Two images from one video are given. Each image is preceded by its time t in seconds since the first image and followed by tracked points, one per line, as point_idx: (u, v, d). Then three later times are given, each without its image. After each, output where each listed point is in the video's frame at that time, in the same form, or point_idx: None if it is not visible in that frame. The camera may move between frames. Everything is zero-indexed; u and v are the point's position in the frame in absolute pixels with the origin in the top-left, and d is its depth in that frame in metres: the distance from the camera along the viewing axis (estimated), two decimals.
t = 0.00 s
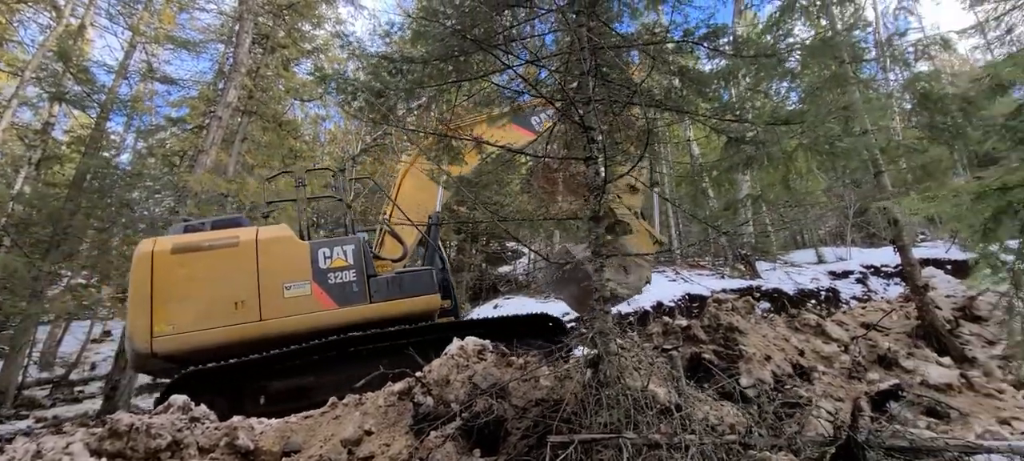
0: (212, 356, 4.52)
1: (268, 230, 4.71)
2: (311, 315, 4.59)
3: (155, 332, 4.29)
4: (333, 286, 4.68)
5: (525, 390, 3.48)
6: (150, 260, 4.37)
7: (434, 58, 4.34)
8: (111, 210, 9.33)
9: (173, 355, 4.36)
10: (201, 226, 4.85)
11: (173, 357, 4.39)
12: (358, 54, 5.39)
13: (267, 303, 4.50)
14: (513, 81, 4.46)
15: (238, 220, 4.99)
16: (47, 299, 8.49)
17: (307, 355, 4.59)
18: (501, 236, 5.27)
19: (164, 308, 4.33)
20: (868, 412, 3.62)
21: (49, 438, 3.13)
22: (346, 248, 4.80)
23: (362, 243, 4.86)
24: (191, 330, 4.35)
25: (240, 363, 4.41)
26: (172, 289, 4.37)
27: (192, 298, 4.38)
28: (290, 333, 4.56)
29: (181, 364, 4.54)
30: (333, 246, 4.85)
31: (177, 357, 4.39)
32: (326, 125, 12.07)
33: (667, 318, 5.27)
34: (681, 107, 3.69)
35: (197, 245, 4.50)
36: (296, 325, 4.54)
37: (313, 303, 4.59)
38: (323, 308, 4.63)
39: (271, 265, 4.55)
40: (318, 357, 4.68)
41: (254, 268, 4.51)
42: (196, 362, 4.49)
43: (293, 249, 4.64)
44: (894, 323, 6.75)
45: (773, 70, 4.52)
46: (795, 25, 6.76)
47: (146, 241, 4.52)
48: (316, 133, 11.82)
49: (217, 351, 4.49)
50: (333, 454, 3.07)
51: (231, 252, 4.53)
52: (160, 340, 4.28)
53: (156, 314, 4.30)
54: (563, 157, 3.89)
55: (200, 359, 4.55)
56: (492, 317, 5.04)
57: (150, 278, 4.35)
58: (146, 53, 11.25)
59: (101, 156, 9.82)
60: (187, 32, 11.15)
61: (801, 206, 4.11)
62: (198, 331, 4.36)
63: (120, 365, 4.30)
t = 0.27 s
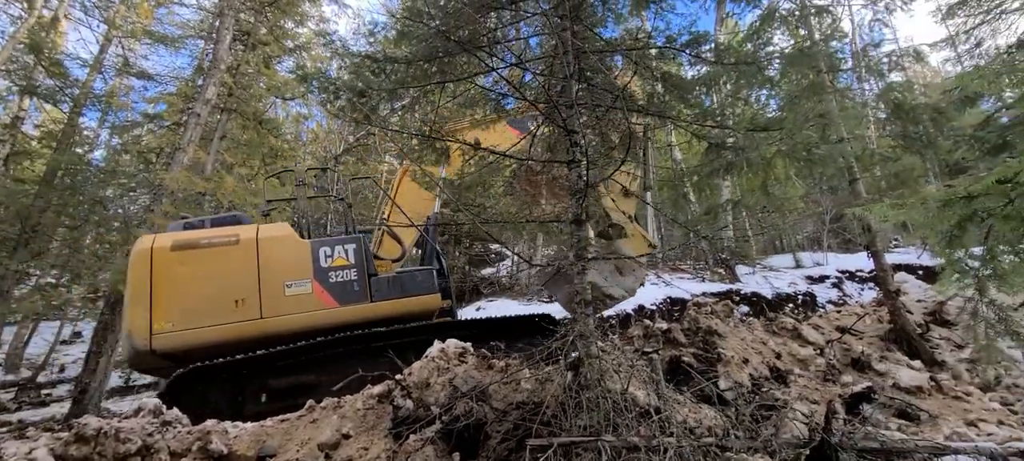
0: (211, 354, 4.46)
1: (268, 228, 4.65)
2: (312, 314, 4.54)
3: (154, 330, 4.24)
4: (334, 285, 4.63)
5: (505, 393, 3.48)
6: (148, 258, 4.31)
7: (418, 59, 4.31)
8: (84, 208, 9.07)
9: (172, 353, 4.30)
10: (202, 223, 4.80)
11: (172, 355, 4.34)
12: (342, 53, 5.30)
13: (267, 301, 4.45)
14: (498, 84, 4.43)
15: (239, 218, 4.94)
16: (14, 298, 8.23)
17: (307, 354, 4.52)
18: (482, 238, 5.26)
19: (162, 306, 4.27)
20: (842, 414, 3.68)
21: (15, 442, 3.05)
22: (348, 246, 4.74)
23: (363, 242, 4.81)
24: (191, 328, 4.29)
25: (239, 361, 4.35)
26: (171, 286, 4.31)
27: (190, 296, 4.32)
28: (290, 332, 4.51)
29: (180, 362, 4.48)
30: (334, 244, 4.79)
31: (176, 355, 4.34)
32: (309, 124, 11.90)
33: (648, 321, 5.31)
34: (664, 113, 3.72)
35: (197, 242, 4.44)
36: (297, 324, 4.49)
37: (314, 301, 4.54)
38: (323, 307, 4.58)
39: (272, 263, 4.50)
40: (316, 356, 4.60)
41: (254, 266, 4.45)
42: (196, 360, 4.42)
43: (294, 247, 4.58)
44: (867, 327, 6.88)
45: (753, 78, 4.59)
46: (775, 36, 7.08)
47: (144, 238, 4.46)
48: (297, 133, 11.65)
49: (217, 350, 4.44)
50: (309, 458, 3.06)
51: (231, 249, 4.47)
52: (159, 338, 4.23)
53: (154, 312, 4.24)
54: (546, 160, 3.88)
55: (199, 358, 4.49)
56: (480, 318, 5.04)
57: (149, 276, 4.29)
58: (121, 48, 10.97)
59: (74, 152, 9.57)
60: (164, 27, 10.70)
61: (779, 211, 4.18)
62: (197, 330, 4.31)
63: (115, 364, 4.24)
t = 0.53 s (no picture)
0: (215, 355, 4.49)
1: (271, 228, 4.72)
2: (315, 313, 4.62)
3: (157, 329, 4.28)
4: (338, 284, 4.71)
5: (488, 396, 3.50)
6: (152, 257, 4.36)
7: (403, 60, 4.28)
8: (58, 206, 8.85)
9: (174, 352, 4.34)
10: (204, 223, 4.85)
11: (176, 354, 4.38)
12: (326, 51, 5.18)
13: (271, 300, 4.52)
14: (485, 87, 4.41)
15: (240, 218, 5.00)
16: None
17: (310, 353, 4.63)
18: (467, 241, 5.24)
19: (166, 305, 4.32)
20: (820, 416, 3.72)
21: None
22: (351, 247, 4.82)
23: (366, 243, 4.89)
24: (194, 327, 4.35)
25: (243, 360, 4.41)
26: (175, 285, 4.36)
27: (194, 294, 4.38)
28: (293, 331, 4.58)
29: (183, 361, 4.53)
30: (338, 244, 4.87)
31: (179, 354, 4.38)
32: (293, 123, 11.76)
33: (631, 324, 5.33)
34: (648, 118, 3.76)
35: (200, 242, 4.50)
36: (300, 322, 4.57)
37: (318, 300, 4.61)
38: (327, 307, 4.65)
39: (276, 263, 4.58)
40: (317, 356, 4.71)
41: (257, 266, 4.52)
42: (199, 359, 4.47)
43: (297, 247, 4.66)
44: (845, 331, 6.98)
45: (735, 84, 4.65)
46: (757, 45, 7.23)
47: (147, 237, 4.51)
48: (281, 132, 11.49)
49: (220, 348, 4.50)
50: None
51: (235, 248, 4.53)
52: (162, 337, 4.28)
53: (158, 311, 4.29)
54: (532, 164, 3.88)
55: (202, 356, 4.54)
56: (464, 321, 5.10)
57: (153, 275, 4.34)
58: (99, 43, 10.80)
59: (48, 149, 9.35)
60: (146, 23, 10.70)
61: (759, 216, 4.24)
62: (200, 329, 4.35)
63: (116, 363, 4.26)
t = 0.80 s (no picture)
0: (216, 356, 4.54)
1: (272, 227, 4.76)
2: (317, 312, 4.70)
3: (158, 328, 4.30)
4: (339, 283, 4.80)
5: (471, 398, 3.49)
6: (152, 256, 4.36)
7: (386, 59, 4.25)
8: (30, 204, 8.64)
9: (175, 351, 4.37)
10: (203, 222, 4.87)
11: (176, 353, 4.41)
12: (310, 50, 5.15)
13: (273, 299, 4.58)
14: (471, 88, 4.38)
15: (239, 216, 5.03)
16: None
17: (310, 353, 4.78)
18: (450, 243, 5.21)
19: (167, 305, 4.34)
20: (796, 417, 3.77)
21: None
22: (352, 246, 4.90)
23: (367, 242, 4.97)
24: (196, 326, 4.38)
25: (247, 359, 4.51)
26: (176, 284, 4.39)
27: (195, 294, 4.41)
28: (295, 330, 4.66)
29: (182, 360, 4.55)
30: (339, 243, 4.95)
31: (179, 353, 4.41)
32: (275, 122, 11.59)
33: (614, 326, 5.35)
34: (630, 121, 3.77)
35: (200, 241, 4.52)
36: (303, 322, 4.65)
37: (319, 300, 4.69)
38: (329, 306, 4.75)
39: (277, 262, 4.63)
40: (317, 355, 4.87)
41: (259, 265, 4.58)
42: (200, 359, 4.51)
43: (298, 246, 4.72)
44: (823, 333, 7.09)
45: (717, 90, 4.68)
46: (738, 52, 7.32)
47: (145, 235, 4.50)
48: (264, 131, 11.30)
49: (221, 348, 4.54)
50: None
51: (236, 247, 4.57)
52: (163, 336, 4.30)
53: (159, 310, 4.31)
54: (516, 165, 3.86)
55: (201, 356, 4.57)
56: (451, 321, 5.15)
57: (153, 274, 4.34)
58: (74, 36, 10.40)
59: (20, 145, 9.12)
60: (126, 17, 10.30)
61: (739, 219, 4.28)
62: (202, 328, 4.40)
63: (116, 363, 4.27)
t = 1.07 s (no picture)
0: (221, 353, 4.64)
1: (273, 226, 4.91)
2: (320, 310, 4.86)
3: (161, 326, 4.38)
4: (341, 282, 4.98)
5: (453, 400, 3.49)
6: (154, 255, 4.46)
7: (371, 58, 4.22)
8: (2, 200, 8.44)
9: (179, 349, 4.46)
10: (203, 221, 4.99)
11: (179, 351, 4.49)
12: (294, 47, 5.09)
13: (276, 297, 4.73)
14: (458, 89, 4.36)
15: (238, 216, 5.17)
16: None
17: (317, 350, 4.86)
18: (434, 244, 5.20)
19: (169, 302, 4.44)
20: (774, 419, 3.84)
21: None
22: (353, 245, 5.08)
23: (367, 241, 5.16)
24: (198, 324, 4.49)
25: (252, 356, 4.64)
26: (178, 282, 4.49)
27: (198, 292, 4.52)
28: (298, 327, 4.80)
29: (183, 358, 4.62)
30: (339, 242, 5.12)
31: (183, 351, 4.50)
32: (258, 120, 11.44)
33: (597, 328, 5.38)
34: (614, 124, 3.80)
35: (203, 240, 4.64)
36: (306, 318, 4.80)
37: (321, 297, 4.86)
38: (331, 303, 4.91)
39: (279, 261, 4.78)
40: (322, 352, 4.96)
41: (262, 264, 4.72)
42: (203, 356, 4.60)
43: (300, 245, 4.87)
44: (801, 335, 7.21)
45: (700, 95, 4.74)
46: (721, 58, 7.39)
47: (147, 234, 4.59)
48: (246, 129, 11.15)
49: (223, 345, 4.64)
50: None
51: (239, 246, 4.71)
52: (166, 334, 4.39)
53: (162, 308, 4.41)
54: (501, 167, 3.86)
55: (203, 354, 4.66)
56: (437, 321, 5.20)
57: (155, 272, 4.44)
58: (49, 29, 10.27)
59: None
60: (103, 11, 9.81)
61: (718, 223, 4.34)
62: (207, 325, 4.51)
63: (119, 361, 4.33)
